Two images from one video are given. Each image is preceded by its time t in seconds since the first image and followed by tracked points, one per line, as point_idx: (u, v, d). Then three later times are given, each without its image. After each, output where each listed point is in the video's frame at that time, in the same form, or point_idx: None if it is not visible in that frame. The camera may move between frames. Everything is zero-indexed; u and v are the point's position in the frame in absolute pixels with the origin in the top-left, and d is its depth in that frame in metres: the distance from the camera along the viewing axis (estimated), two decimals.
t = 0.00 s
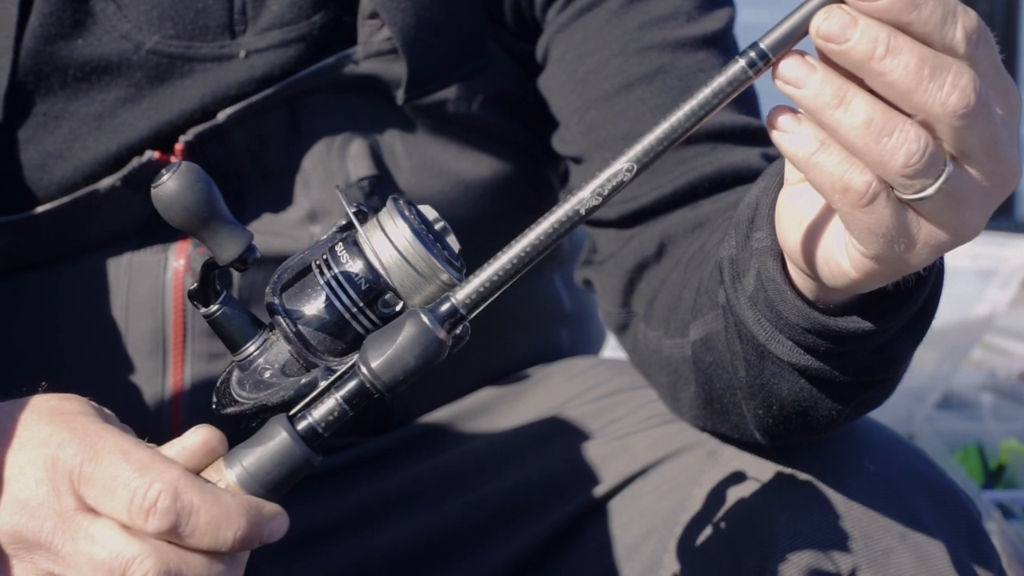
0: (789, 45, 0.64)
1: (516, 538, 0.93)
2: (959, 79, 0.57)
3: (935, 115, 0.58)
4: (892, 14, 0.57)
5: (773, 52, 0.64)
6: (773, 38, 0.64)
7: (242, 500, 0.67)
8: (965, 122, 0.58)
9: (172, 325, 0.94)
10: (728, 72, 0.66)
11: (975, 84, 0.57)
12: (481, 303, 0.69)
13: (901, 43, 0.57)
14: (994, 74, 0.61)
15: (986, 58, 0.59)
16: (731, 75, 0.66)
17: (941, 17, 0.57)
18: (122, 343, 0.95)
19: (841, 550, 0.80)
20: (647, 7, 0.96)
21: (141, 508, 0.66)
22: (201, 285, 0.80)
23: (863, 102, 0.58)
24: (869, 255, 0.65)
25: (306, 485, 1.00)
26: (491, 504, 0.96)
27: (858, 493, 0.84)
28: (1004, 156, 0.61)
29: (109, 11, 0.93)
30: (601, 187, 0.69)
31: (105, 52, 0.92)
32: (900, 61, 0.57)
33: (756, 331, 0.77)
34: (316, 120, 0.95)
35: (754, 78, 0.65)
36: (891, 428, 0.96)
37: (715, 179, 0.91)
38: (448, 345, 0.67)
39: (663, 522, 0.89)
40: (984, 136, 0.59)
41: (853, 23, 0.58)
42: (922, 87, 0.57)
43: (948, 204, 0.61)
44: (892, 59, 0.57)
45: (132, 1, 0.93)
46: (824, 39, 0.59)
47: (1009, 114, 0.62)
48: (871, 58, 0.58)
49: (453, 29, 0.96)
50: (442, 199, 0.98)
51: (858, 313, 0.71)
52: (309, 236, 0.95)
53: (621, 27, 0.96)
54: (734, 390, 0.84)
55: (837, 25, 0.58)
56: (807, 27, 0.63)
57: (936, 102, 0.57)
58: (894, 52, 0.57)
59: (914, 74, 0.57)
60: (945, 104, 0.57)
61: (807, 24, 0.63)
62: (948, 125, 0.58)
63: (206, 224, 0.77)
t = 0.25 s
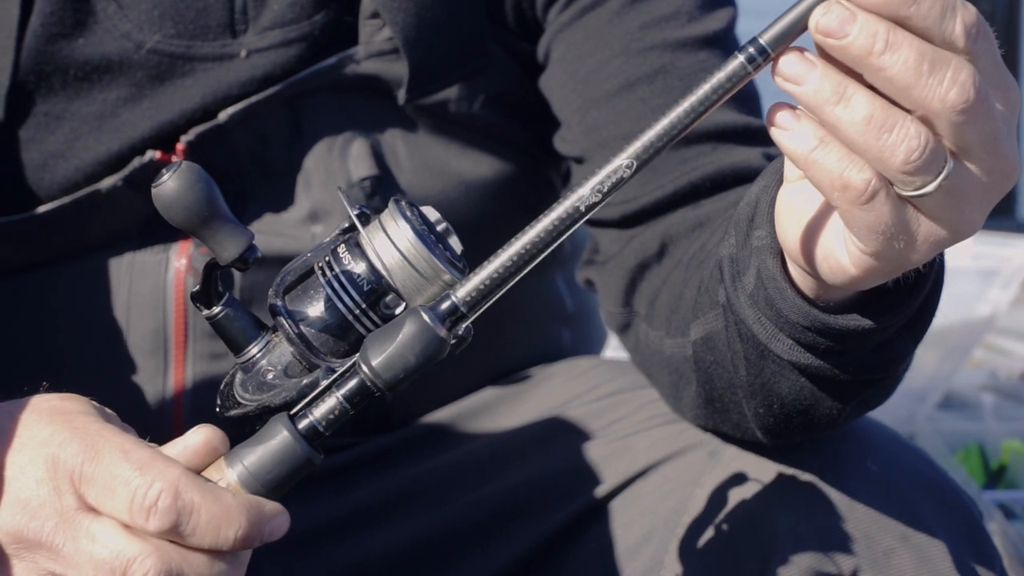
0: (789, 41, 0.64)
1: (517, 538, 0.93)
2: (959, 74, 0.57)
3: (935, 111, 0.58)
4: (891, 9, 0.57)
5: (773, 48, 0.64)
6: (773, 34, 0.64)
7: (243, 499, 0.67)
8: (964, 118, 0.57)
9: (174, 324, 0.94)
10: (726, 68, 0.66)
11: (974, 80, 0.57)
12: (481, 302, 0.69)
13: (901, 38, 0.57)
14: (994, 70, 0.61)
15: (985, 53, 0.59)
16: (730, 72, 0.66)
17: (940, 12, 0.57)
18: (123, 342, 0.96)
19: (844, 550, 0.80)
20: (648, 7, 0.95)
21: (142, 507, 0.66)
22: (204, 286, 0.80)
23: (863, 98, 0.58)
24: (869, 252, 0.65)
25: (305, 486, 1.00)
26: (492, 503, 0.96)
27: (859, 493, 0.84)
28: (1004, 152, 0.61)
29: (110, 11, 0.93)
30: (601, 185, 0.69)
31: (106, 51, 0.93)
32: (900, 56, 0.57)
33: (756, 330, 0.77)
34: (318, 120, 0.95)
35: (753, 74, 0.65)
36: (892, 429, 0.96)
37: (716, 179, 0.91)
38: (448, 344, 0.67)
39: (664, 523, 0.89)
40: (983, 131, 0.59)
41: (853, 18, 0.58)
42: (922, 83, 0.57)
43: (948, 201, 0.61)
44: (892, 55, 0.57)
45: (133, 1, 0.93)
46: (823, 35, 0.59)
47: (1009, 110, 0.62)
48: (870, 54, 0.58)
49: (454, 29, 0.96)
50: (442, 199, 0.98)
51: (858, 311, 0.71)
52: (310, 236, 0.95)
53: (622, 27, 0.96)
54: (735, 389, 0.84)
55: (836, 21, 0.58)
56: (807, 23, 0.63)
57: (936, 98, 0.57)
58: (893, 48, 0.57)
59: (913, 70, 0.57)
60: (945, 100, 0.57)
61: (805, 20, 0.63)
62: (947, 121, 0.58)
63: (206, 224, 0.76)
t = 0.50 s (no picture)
0: (790, 43, 0.64)
1: (518, 538, 0.93)
2: (961, 76, 0.57)
3: (937, 113, 0.58)
4: (894, 11, 0.57)
5: (774, 50, 0.64)
6: (775, 35, 0.64)
7: (242, 499, 0.67)
8: (966, 120, 0.57)
9: (175, 323, 0.94)
10: (728, 69, 0.66)
11: (976, 82, 0.57)
12: (481, 302, 0.69)
13: (903, 40, 0.57)
14: (995, 72, 0.60)
15: (987, 55, 0.59)
16: (731, 73, 0.66)
17: (943, 14, 0.57)
18: (125, 342, 0.96)
19: (846, 552, 0.80)
20: (650, 7, 0.95)
21: (140, 506, 0.66)
22: (206, 287, 0.80)
23: (864, 100, 0.58)
24: (869, 254, 0.65)
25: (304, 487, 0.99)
26: (493, 503, 0.96)
27: (861, 493, 0.84)
28: (1005, 154, 0.60)
29: (112, 10, 0.93)
30: (602, 186, 0.68)
31: (108, 50, 0.93)
32: (902, 59, 0.57)
33: (757, 330, 0.77)
34: (319, 120, 0.95)
35: (754, 76, 0.65)
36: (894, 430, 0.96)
37: (718, 180, 0.91)
38: (448, 344, 0.68)
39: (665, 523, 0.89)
40: (984, 134, 0.59)
41: (855, 20, 0.58)
42: (924, 85, 0.57)
43: (948, 203, 0.61)
44: (894, 57, 0.57)
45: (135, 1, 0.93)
46: (826, 36, 0.59)
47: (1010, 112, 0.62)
48: (873, 55, 0.57)
49: (455, 29, 0.96)
50: (444, 199, 0.98)
51: (858, 312, 0.71)
52: (312, 236, 0.95)
53: (623, 27, 0.96)
54: (736, 389, 0.83)
55: (839, 22, 0.58)
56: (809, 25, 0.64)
57: (938, 100, 0.57)
58: (896, 50, 0.57)
59: (916, 72, 0.57)
60: (947, 102, 0.57)
61: (806, 23, 0.64)
62: (949, 123, 0.58)
63: (206, 224, 0.76)
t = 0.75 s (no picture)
0: (790, 45, 0.64)
1: (520, 537, 0.93)
2: (961, 78, 0.57)
3: (937, 115, 0.58)
4: (894, 14, 0.58)
5: (774, 52, 0.64)
6: (775, 38, 0.64)
7: (240, 499, 0.67)
8: (966, 122, 0.57)
9: (176, 324, 0.94)
10: (729, 70, 0.66)
11: (976, 84, 0.57)
12: (480, 302, 0.69)
13: (903, 43, 0.57)
14: (996, 73, 0.61)
15: (987, 56, 0.59)
16: (733, 74, 0.66)
17: (943, 15, 0.57)
18: (127, 342, 0.96)
19: (846, 552, 0.80)
20: (651, 7, 0.96)
21: (139, 506, 0.66)
22: (206, 287, 0.80)
23: (864, 102, 0.58)
24: (870, 254, 0.65)
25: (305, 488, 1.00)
26: (495, 502, 0.96)
27: (862, 493, 0.84)
28: (1005, 156, 0.60)
29: (114, 10, 0.93)
30: (601, 188, 0.68)
31: (110, 51, 0.93)
32: (901, 61, 0.57)
33: (758, 330, 0.77)
34: (321, 120, 0.96)
35: (755, 78, 0.65)
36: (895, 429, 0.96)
37: (719, 180, 0.91)
38: (448, 344, 0.68)
39: (667, 522, 0.89)
40: (984, 136, 0.59)
41: (855, 22, 0.58)
42: (924, 87, 0.57)
43: (948, 204, 0.61)
44: (893, 60, 0.57)
45: (137, 1, 0.93)
46: (826, 38, 0.59)
47: (1010, 114, 0.62)
48: (872, 58, 0.58)
49: (457, 29, 0.96)
50: (445, 198, 0.98)
51: (859, 312, 0.71)
52: (313, 236, 0.95)
53: (625, 27, 0.96)
54: (737, 390, 0.84)
55: (838, 25, 0.58)
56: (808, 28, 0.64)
57: (938, 102, 0.57)
58: (895, 53, 0.57)
59: (916, 74, 0.57)
60: (947, 104, 0.57)
61: (804, 27, 0.64)
62: (949, 125, 0.58)
63: (207, 224, 0.77)
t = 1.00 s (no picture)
0: (789, 43, 0.65)
1: (518, 539, 0.93)
2: (958, 78, 0.57)
3: (934, 114, 0.58)
4: (891, 13, 0.57)
5: (772, 50, 0.65)
6: (774, 36, 0.65)
7: (238, 496, 0.68)
8: (963, 121, 0.58)
9: (178, 323, 0.95)
10: (728, 67, 0.66)
11: (973, 82, 0.57)
12: (479, 300, 0.69)
13: (900, 41, 0.57)
14: (994, 71, 0.61)
15: (985, 54, 0.60)
16: (732, 71, 0.66)
17: (940, 14, 0.57)
18: (129, 342, 0.96)
19: (846, 555, 0.80)
20: (652, 8, 0.96)
21: (137, 504, 0.66)
22: (211, 291, 0.81)
23: (861, 100, 0.59)
24: (870, 252, 0.65)
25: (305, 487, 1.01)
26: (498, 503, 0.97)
27: (864, 492, 0.84)
28: (1004, 154, 0.61)
29: (116, 12, 0.93)
30: (601, 185, 0.69)
31: (113, 52, 0.93)
32: (899, 60, 0.57)
33: (759, 330, 0.77)
34: (322, 120, 0.96)
35: (753, 76, 0.66)
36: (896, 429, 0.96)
37: (721, 180, 0.91)
38: (446, 342, 0.68)
39: (669, 523, 0.89)
40: (982, 134, 0.59)
41: (852, 21, 0.58)
42: (921, 86, 0.57)
43: (947, 201, 0.61)
44: (891, 59, 0.57)
45: (139, 2, 0.93)
46: (823, 37, 0.59)
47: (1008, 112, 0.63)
48: (869, 57, 0.58)
49: (458, 30, 0.96)
50: (446, 198, 0.98)
51: (859, 311, 0.71)
52: (315, 236, 0.95)
53: (626, 28, 0.96)
54: (739, 389, 0.84)
55: (836, 23, 0.58)
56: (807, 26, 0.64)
57: (935, 101, 0.57)
58: (893, 52, 0.57)
59: (913, 72, 0.57)
60: (944, 103, 0.57)
61: (801, 25, 0.64)
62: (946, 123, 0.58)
63: (209, 224, 0.77)
